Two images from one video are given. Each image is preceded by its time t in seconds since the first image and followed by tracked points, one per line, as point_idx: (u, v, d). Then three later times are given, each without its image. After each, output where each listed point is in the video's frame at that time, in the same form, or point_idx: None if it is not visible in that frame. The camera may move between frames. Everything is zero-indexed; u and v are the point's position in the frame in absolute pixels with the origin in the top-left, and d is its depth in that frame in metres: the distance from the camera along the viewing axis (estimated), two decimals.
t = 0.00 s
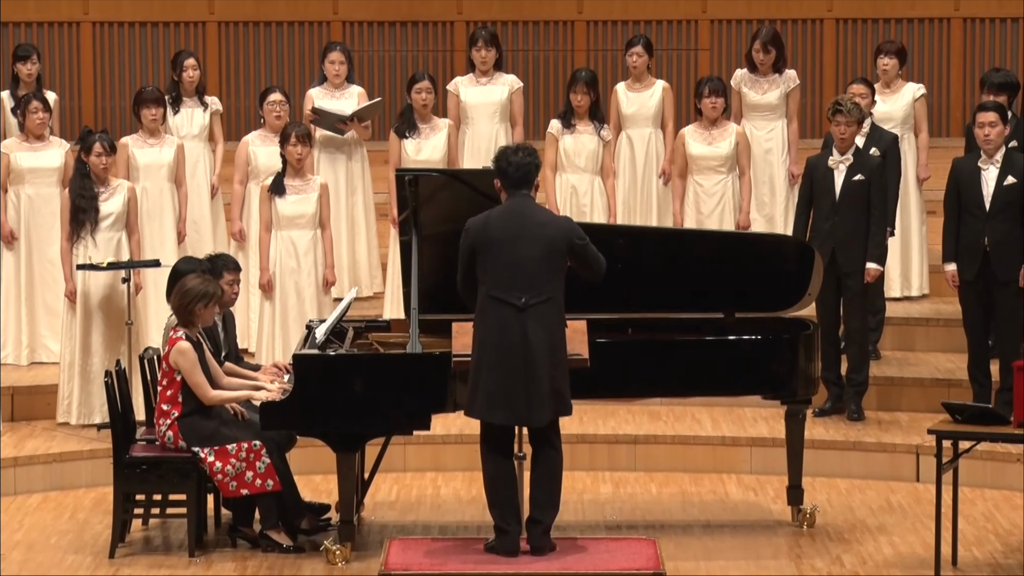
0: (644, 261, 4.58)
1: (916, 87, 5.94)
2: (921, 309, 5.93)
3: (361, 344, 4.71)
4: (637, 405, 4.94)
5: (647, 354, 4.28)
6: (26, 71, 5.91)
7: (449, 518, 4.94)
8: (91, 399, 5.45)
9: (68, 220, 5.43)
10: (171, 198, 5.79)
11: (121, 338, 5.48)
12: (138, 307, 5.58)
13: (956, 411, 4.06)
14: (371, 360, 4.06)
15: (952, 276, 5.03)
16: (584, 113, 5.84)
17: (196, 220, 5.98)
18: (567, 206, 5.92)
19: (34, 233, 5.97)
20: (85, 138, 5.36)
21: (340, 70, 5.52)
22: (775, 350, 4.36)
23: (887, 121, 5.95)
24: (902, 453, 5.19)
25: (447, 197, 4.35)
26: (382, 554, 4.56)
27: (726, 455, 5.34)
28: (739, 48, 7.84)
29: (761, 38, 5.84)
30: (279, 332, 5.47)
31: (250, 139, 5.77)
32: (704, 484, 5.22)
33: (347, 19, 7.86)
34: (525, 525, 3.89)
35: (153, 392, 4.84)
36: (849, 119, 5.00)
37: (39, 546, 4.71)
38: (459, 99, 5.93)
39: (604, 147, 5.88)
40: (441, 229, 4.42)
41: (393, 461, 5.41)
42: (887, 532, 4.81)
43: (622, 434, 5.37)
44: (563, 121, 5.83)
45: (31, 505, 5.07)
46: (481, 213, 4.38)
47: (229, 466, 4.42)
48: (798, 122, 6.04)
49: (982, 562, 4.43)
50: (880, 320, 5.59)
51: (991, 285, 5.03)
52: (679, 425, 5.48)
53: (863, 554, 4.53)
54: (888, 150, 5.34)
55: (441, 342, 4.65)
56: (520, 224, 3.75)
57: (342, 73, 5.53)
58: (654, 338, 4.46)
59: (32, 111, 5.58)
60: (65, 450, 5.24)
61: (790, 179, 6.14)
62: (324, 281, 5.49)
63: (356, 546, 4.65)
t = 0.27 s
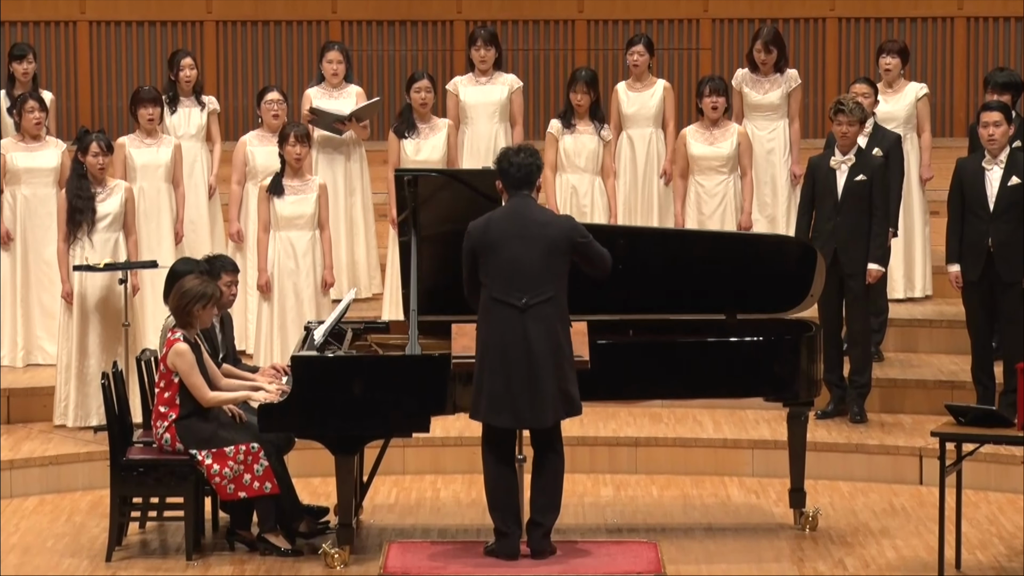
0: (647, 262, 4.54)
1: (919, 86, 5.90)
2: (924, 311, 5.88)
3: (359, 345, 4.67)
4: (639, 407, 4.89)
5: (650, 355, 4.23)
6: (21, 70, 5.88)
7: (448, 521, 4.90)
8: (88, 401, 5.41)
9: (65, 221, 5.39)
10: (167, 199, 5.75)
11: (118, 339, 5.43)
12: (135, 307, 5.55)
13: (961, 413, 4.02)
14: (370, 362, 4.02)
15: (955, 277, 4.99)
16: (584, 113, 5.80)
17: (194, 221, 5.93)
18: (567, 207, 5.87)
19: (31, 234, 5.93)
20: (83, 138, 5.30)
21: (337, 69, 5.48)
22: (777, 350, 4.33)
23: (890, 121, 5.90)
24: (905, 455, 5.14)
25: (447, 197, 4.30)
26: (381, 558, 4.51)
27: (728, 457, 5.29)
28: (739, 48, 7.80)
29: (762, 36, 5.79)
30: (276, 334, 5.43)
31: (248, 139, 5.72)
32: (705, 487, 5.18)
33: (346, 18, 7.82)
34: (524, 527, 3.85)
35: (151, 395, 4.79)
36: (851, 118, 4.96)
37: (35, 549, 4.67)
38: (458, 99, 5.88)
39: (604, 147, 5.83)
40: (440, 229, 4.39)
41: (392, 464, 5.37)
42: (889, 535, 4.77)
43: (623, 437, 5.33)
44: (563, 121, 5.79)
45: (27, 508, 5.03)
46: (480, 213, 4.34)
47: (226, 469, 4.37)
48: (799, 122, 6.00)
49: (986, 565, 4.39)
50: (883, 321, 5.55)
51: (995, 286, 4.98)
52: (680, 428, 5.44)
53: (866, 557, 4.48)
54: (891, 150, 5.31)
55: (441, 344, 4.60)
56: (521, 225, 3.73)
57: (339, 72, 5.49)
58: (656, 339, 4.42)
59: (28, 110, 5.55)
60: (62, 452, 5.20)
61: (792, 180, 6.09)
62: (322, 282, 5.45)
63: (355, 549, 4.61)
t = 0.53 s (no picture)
0: (649, 264, 4.48)
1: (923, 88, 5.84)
2: (929, 315, 5.82)
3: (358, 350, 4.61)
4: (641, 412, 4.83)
5: (652, 360, 4.17)
6: (16, 71, 5.82)
7: (447, 528, 4.84)
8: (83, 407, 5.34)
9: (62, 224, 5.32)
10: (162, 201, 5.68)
11: (113, 343, 5.35)
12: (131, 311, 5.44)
13: (966, 419, 3.97)
14: (369, 366, 3.96)
15: (961, 281, 4.94)
16: (585, 115, 5.75)
17: (191, 223, 5.86)
18: (568, 210, 5.82)
19: (26, 236, 5.86)
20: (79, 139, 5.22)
21: (336, 71, 5.41)
22: (781, 355, 4.28)
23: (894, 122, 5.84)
24: (910, 460, 5.08)
25: (446, 200, 4.25)
26: (380, 565, 4.45)
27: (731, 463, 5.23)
28: (742, 49, 7.73)
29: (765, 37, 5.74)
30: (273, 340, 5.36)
31: (245, 141, 5.67)
32: (708, 493, 5.12)
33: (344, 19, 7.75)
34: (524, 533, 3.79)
35: (148, 400, 4.72)
36: (854, 121, 4.89)
37: (29, 556, 4.61)
38: (458, 100, 5.82)
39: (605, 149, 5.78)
40: (440, 230, 4.32)
41: (392, 470, 5.31)
42: (894, 542, 4.71)
43: (625, 442, 5.27)
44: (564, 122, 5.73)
45: (22, 515, 4.97)
46: (481, 216, 4.27)
47: (224, 474, 4.31)
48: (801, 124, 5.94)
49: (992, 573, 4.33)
50: (888, 325, 5.49)
51: (1000, 290, 4.92)
52: (682, 433, 5.38)
53: (871, 564, 4.42)
54: (895, 152, 5.16)
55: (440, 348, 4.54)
56: (521, 228, 3.67)
57: (338, 73, 5.42)
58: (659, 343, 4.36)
59: (22, 111, 5.48)
60: (58, 458, 5.13)
61: (795, 183, 6.03)
62: (320, 286, 5.38)
63: (354, 556, 4.55)
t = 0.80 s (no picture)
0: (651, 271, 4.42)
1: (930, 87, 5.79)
2: (934, 320, 5.75)
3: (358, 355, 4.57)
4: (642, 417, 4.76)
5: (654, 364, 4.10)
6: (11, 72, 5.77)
7: (447, 534, 4.77)
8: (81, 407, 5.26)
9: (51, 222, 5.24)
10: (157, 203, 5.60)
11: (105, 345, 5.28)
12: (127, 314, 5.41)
13: (972, 424, 3.91)
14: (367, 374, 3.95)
15: (967, 285, 4.90)
16: (586, 117, 5.67)
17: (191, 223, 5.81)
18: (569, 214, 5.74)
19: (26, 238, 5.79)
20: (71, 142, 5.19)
21: (333, 72, 5.32)
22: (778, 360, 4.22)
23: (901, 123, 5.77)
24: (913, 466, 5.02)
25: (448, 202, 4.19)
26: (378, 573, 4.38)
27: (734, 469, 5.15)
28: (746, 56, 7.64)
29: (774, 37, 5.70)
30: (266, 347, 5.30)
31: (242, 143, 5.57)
32: (710, 500, 5.04)
33: (343, 20, 7.35)
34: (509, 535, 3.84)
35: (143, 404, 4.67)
36: (858, 122, 4.84)
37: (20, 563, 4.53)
38: (457, 102, 5.76)
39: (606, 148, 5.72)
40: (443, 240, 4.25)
41: (390, 476, 5.20)
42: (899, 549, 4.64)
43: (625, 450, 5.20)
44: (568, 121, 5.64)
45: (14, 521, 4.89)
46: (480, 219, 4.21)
47: (220, 481, 4.25)
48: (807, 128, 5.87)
49: None
50: (893, 330, 5.42)
51: (1008, 294, 4.85)
52: (685, 439, 5.30)
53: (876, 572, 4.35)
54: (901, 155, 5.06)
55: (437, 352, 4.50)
56: (525, 230, 3.66)
57: (335, 74, 5.34)
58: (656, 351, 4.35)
59: (16, 114, 5.43)
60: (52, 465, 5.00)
61: (799, 187, 5.96)
62: (319, 291, 5.30)
63: (353, 565, 4.48)
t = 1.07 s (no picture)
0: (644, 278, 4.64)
1: (959, 73, 4.93)
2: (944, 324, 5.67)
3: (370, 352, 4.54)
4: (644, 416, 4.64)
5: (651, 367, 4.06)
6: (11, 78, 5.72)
7: (448, 541, 4.77)
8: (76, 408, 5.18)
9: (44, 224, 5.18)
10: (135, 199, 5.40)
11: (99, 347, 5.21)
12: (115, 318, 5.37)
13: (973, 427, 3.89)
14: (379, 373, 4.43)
15: (975, 288, 4.90)
16: (588, 116, 4.97)
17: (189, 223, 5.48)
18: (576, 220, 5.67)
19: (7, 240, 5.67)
20: (65, 142, 5.15)
21: (331, 73, 4.97)
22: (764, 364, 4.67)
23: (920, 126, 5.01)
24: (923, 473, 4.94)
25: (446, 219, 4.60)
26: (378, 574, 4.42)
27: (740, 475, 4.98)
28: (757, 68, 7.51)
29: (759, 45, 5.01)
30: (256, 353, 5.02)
31: (239, 144, 5.20)
32: (715, 506, 4.98)
33: None
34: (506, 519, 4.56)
35: (137, 408, 4.72)
36: (863, 124, 4.84)
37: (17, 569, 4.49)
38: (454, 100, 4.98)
39: (574, 151, 4.99)
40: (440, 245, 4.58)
41: (386, 481, 4.86)
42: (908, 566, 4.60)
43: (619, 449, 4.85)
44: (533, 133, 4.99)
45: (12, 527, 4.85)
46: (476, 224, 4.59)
47: (215, 487, 4.44)
48: (821, 130, 5.01)
49: None
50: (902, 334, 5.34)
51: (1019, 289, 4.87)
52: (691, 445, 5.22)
53: None
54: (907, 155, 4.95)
55: (436, 354, 4.51)
56: (540, 236, 4.56)
57: (333, 75, 4.97)
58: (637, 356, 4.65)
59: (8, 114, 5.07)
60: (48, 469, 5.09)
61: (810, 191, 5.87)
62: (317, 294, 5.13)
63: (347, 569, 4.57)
